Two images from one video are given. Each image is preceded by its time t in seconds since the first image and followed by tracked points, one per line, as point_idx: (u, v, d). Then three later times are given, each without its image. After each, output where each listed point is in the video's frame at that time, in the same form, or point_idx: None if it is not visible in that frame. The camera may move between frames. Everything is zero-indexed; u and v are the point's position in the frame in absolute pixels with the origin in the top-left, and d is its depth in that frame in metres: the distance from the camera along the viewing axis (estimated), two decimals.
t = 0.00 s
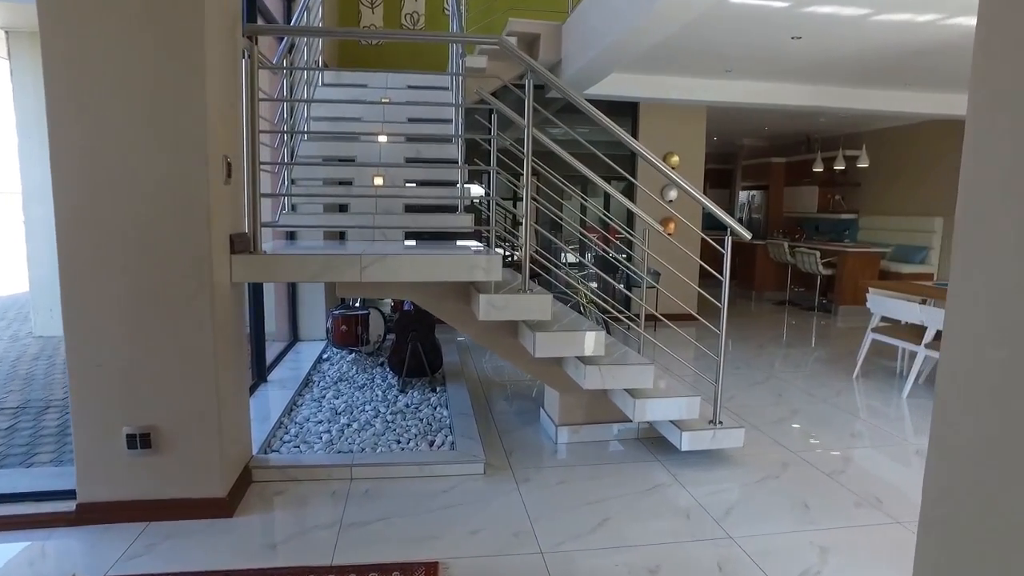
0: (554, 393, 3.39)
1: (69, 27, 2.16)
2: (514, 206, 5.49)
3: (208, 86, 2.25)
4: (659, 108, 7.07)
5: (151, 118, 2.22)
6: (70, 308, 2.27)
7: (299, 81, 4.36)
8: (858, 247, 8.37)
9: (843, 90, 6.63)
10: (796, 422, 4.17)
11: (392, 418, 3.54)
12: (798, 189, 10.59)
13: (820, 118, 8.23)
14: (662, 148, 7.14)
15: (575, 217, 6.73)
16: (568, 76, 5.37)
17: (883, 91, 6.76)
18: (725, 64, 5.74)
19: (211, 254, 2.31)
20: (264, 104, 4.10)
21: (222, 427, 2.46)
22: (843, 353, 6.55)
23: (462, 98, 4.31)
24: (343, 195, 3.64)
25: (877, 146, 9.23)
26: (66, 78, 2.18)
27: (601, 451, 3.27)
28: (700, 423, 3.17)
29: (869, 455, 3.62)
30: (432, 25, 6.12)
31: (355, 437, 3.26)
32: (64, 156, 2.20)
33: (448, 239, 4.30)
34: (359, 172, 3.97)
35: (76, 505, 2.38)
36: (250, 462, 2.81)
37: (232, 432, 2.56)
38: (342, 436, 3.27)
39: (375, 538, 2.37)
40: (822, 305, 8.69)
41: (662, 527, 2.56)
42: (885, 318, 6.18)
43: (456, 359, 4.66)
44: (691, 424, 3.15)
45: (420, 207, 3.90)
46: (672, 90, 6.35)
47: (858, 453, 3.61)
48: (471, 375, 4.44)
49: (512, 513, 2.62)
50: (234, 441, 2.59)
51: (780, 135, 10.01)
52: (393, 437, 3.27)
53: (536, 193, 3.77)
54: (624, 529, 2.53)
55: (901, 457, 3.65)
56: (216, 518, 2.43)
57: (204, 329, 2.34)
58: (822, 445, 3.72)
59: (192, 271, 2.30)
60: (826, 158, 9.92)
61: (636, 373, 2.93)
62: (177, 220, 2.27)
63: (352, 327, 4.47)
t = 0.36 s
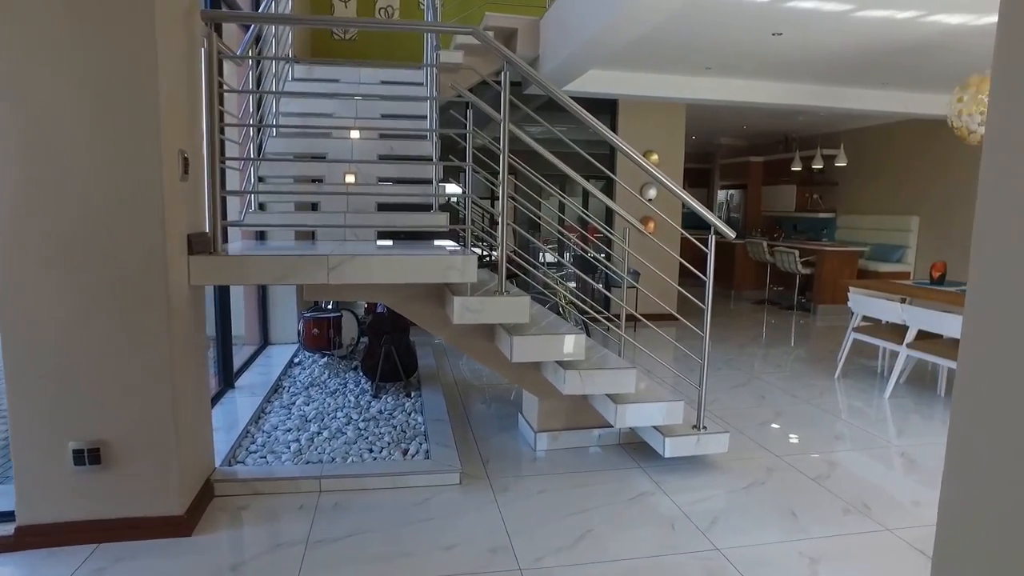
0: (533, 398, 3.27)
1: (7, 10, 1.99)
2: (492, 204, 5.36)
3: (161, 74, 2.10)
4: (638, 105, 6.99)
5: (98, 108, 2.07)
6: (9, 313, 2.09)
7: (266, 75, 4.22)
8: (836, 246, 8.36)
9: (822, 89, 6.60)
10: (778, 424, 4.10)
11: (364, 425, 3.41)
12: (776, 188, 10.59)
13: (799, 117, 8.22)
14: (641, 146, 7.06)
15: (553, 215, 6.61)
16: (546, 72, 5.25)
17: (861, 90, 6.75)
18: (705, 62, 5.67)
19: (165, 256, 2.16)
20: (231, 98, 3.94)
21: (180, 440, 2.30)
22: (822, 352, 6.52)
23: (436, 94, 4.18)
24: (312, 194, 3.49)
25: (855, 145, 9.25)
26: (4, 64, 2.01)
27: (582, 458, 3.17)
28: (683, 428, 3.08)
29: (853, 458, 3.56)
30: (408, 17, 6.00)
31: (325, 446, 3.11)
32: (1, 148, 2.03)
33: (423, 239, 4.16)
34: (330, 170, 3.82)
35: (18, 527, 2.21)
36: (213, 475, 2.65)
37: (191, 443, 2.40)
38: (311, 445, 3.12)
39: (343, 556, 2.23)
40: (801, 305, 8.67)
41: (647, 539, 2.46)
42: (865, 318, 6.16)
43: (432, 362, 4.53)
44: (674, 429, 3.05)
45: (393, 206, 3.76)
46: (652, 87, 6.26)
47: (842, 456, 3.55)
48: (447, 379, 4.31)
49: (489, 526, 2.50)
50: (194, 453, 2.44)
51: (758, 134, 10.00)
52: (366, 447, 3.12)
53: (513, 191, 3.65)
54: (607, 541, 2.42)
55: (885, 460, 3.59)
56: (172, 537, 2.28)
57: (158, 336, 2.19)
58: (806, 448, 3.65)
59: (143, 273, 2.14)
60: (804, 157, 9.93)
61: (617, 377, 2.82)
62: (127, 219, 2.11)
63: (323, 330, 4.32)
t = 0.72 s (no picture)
0: (510, 405, 3.16)
1: None
2: (468, 204, 5.24)
3: (106, 62, 1.95)
4: (617, 104, 6.91)
5: (36, 98, 1.91)
6: None
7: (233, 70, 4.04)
8: (815, 245, 8.36)
9: (801, 88, 6.58)
10: (760, 427, 4.03)
11: (335, 434, 3.27)
12: (754, 187, 10.59)
13: (777, 116, 8.20)
14: (620, 145, 6.98)
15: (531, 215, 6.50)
16: (524, 69, 5.15)
17: (840, 89, 6.74)
18: (685, 59, 5.61)
19: (113, 258, 2.01)
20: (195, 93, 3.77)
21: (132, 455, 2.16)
22: (802, 352, 6.49)
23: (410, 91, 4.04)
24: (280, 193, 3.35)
25: (833, 145, 9.27)
26: None
27: (561, 466, 3.07)
28: (665, 435, 2.99)
29: (837, 461, 3.50)
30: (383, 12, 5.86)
31: (293, 457, 2.97)
32: None
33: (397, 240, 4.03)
34: (299, 169, 3.68)
35: None
36: (171, 491, 2.51)
37: (145, 459, 2.25)
38: (278, 456, 2.98)
39: None
40: (780, 304, 8.66)
41: (629, 552, 2.36)
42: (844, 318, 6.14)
43: (407, 366, 4.40)
44: (655, 436, 2.96)
45: (364, 206, 3.63)
46: (632, 85, 6.18)
47: (826, 460, 3.49)
48: (422, 384, 4.19)
49: (465, 541, 2.38)
50: (148, 469, 2.29)
51: (737, 133, 9.98)
52: (336, 457, 2.99)
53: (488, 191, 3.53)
54: (588, 556, 2.32)
55: (868, 463, 3.54)
56: (124, 560, 2.13)
57: (106, 344, 2.04)
58: (789, 452, 3.59)
59: (89, 277, 2.00)
60: (782, 156, 9.93)
61: (596, 384, 2.73)
62: (71, 218, 1.96)
63: (293, 334, 4.17)
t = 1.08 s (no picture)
0: (485, 412, 3.05)
1: None
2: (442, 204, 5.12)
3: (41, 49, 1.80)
4: (594, 102, 6.82)
5: None
6: None
7: (195, 64, 3.88)
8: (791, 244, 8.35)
9: (779, 87, 6.55)
10: (741, 430, 3.97)
11: (302, 444, 3.14)
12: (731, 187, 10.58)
13: (754, 115, 8.18)
14: (598, 143, 6.89)
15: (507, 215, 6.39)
16: (499, 65, 5.03)
17: (818, 88, 6.73)
18: (662, 57, 5.54)
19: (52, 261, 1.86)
20: (155, 87, 3.59)
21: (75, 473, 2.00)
22: (780, 351, 6.47)
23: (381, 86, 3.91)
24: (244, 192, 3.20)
25: (809, 144, 9.29)
26: None
27: (538, 474, 2.96)
28: (645, 441, 2.90)
29: (819, 465, 3.44)
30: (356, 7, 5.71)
31: (257, 469, 2.83)
32: None
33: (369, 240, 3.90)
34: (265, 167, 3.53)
35: None
36: (123, 509, 2.36)
37: (91, 475, 2.10)
38: (242, 468, 2.84)
39: None
40: (757, 304, 8.65)
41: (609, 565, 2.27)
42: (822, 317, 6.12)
43: (379, 370, 4.27)
44: (635, 442, 2.87)
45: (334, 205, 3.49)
46: (609, 83, 6.10)
47: (808, 463, 3.43)
48: (395, 389, 4.06)
49: (436, 557, 2.26)
50: (94, 489, 2.13)
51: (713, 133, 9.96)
52: (302, 468, 2.86)
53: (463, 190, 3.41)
54: (569, 570, 2.22)
55: (851, 465, 3.49)
56: None
57: (46, 354, 1.89)
58: (770, 456, 3.52)
59: (25, 281, 1.84)
60: (759, 155, 9.93)
61: (574, 390, 2.63)
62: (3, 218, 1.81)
63: (261, 339, 4.01)
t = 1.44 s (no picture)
0: (457, 423, 2.91)
1: None
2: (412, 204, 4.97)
3: None
4: (567, 99, 6.71)
5: None
6: None
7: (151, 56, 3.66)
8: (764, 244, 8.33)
9: (752, 86, 6.51)
10: (719, 435, 3.89)
11: (264, 458, 2.97)
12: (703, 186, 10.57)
13: (727, 114, 8.15)
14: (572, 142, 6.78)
15: (479, 215, 6.25)
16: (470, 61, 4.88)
17: (791, 88, 6.70)
18: (636, 54, 5.46)
19: None
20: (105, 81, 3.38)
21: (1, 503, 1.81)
22: (755, 352, 6.43)
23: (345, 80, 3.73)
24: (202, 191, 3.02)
25: (781, 144, 9.30)
26: None
27: (513, 487, 2.84)
28: (624, 452, 2.79)
29: (800, 470, 3.37)
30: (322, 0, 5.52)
31: (215, 487, 2.66)
32: None
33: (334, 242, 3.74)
34: (223, 166, 3.35)
35: None
36: (61, 536, 2.16)
37: (20, 504, 1.91)
38: (198, 486, 2.66)
39: None
40: (731, 304, 8.64)
41: None
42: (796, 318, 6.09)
43: (347, 378, 4.11)
44: (613, 453, 2.76)
45: (297, 205, 3.33)
46: (582, 81, 5.99)
47: (789, 469, 3.36)
48: (364, 397, 3.91)
49: None
50: (25, 517, 1.95)
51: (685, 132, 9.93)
52: (264, 485, 2.69)
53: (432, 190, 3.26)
54: None
55: (832, 470, 3.43)
56: None
57: None
58: (750, 462, 3.45)
59: None
60: (731, 155, 9.92)
61: (550, 401, 2.51)
62: None
63: (221, 346, 3.83)
